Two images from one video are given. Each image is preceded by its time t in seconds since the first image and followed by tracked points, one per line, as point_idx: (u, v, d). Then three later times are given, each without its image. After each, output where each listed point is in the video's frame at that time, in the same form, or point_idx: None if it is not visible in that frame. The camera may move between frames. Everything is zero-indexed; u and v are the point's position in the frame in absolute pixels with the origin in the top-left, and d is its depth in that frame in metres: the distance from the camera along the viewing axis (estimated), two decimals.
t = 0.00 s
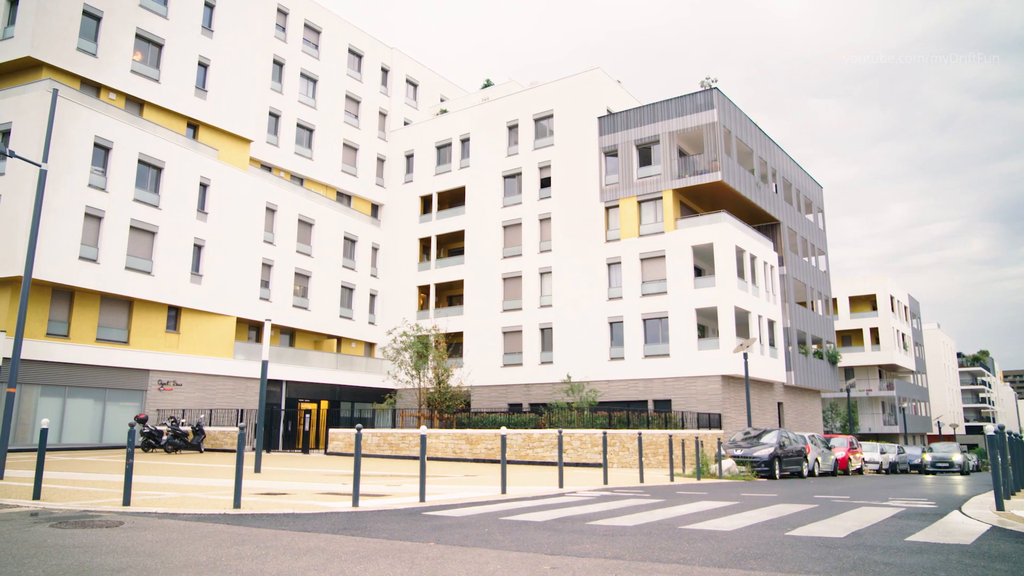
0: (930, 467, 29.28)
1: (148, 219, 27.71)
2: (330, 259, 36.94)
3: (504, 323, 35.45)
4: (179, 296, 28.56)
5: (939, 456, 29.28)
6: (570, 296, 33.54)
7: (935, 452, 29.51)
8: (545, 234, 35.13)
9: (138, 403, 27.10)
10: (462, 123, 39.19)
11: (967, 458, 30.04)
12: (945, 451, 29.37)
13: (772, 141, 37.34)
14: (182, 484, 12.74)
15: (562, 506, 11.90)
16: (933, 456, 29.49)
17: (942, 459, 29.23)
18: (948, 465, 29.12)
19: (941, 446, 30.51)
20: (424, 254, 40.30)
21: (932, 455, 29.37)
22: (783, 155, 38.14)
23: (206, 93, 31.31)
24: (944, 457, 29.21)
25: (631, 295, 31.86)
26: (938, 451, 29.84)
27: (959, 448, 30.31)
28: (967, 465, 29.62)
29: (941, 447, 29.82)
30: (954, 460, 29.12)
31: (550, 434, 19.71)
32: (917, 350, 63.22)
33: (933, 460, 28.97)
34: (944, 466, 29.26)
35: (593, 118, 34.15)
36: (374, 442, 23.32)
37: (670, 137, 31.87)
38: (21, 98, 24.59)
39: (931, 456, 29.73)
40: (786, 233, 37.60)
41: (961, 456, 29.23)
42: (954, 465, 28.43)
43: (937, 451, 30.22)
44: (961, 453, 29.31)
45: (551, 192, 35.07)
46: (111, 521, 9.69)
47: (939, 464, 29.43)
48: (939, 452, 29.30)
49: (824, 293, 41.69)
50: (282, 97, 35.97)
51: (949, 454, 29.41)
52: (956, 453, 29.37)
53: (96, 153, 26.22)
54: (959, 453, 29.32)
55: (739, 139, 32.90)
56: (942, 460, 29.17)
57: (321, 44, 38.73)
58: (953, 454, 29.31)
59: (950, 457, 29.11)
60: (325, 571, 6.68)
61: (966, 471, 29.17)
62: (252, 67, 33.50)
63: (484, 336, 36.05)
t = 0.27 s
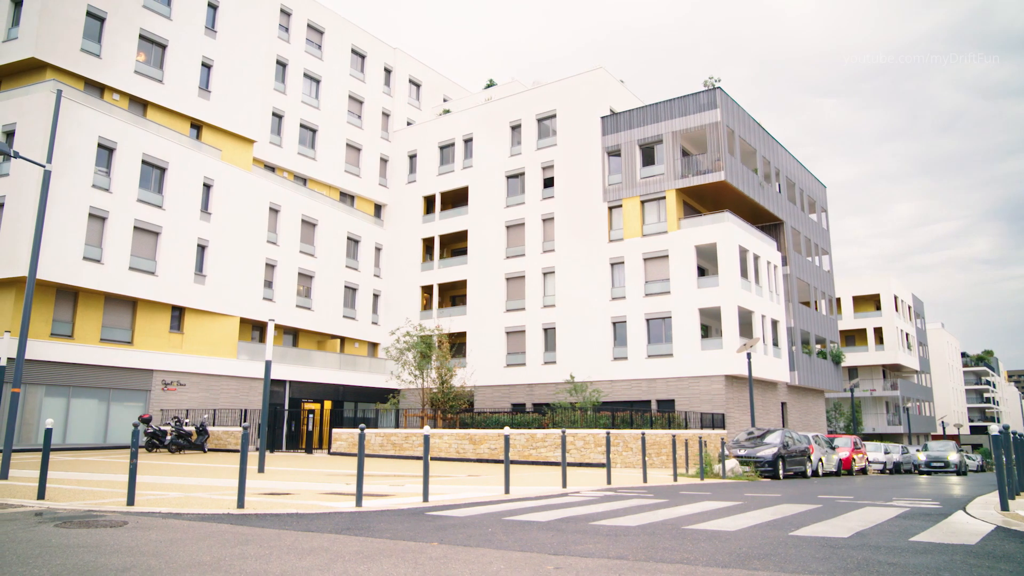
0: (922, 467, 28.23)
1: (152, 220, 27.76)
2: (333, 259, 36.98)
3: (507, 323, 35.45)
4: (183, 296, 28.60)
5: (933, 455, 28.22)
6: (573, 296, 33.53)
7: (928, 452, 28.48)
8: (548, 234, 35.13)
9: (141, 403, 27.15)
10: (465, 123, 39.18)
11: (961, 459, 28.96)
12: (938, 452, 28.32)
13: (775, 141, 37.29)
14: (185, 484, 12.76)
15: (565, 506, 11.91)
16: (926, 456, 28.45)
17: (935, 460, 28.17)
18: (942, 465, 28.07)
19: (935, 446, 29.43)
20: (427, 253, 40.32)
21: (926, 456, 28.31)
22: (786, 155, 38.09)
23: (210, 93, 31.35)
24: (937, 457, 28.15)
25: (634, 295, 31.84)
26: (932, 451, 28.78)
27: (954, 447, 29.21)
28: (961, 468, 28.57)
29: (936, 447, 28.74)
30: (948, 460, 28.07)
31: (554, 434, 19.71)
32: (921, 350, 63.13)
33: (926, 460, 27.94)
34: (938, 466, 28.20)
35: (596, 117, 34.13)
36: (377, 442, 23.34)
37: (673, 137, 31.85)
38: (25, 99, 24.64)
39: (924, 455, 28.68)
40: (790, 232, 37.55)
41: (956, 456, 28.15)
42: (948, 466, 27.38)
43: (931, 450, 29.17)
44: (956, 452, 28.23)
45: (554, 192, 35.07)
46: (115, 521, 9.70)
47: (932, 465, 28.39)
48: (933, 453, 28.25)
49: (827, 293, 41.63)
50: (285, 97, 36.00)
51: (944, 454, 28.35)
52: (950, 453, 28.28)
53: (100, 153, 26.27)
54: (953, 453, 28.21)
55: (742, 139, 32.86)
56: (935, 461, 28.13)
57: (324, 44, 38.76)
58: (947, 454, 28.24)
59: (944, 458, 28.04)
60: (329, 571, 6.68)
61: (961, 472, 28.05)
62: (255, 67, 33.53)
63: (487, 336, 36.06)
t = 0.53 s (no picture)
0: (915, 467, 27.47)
1: (157, 220, 27.83)
2: (338, 259, 37.02)
3: (512, 323, 35.45)
4: (188, 296, 28.67)
5: (926, 454, 27.44)
6: (578, 296, 33.51)
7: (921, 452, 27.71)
8: (553, 234, 35.12)
9: (147, 403, 27.24)
10: (469, 123, 39.19)
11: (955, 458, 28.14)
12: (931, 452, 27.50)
13: (780, 140, 37.19)
14: (192, 484, 12.79)
15: (571, 506, 11.90)
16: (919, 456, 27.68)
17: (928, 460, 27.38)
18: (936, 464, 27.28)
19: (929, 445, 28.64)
20: (431, 253, 40.35)
21: (919, 456, 27.54)
22: (791, 154, 37.98)
23: (215, 95, 31.43)
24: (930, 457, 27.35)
25: (639, 294, 31.81)
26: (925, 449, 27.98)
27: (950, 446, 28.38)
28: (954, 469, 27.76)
29: (930, 445, 27.94)
30: (942, 459, 27.28)
31: (558, 434, 19.70)
32: (928, 350, 62.94)
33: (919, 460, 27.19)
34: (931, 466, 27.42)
35: (600, 117, 34.12)
36: (382, 442, 23.36)
37: (678, 136, 31.80)
38: (31, 100, 24.73)
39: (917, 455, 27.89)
40: (795, 232, 37.46)
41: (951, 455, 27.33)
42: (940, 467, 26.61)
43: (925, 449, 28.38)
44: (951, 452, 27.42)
45: (558, 192, 35.06)
46: (121, 521, 9.73)
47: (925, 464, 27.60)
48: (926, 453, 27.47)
49: (833, 293, 41.52)
50: (290, 97, 36.04)
51: (938, 453, 27.55)
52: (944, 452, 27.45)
53: (105, 155, 26.35)
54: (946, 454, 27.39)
55: (747, 139, 32.80)
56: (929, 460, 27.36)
57: (329, 45, 38.80)
58: (942, 453, 27.44)
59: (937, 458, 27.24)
60: (335, 571, 6.68)
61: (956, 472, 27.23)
62: (259, 69, 33.61)
63: (492, 336, 36.07)
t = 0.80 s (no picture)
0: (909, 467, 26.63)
1: (165, 221, 27.93)
2: (345, 260, 37.10)
3: (519, 323, 35.45)
4: (196, 297, 28.77)
5: (921, 454, 26.55)
6: (584, 296, 33.48)
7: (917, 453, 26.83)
8: (559, 234, 35.12)
9: (156, 403, 27.35)
10: (475, 123, 39.21)
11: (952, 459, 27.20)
12: (927, 453, 26.59)
13: (788, 139, 37.07)
14: (199, 484, 12.82)
15: (578, 506, 11.88)
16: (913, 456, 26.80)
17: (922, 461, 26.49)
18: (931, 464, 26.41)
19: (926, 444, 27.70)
20: (438, 254, 40.39)
21: (913, 458, 26.67)
22: (799, 153, 37.86)
23: (222, 96, 31.53)
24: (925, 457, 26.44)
25: (646, 294, 31.76)
26: (921, 448, 27.08)
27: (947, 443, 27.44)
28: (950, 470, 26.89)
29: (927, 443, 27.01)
30: (937, 460, 26.40)
31: (565, 434, 19.68)
32: (936, 349, 62.64)
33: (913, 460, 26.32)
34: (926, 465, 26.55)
35: (607, 117, 34.09)
36: (390, 442, 23.39)
37: (684, 136, 31.74)
38: (40, 102, 24.86)
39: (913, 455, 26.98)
40: (803, 231, 37.34)
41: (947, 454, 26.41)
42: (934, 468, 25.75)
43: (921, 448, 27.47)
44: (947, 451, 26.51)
45: (565, 192, 35.04)
46: (130, 521, 9.76)
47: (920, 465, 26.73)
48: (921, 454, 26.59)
49: (841, 292, 41.37)
50: (297, 98, 36.13)
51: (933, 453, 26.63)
52: (939, 453, 26.50)
53: (114, 156, 26.47)
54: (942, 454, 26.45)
55: (754, 138, 32.70)
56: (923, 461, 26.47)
57: (335, 46, 38.88)
58: (937, 453, 26.53)
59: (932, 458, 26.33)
60: (342, 571, 6.68)
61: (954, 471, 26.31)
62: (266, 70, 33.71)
63: (498, 337, 36.08)
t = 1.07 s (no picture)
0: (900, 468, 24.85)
1: (173, 223, 28.04)
2: (352, 260, 37.16)
3: (525, 323, 35.45)
4: (204, 298, 28.86)
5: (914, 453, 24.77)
6: (591, 296, 33.45)
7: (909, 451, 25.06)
8: (566, 234, 35.09)
9: (164, 403, 27.45)
10: (482, 124, 39.24)
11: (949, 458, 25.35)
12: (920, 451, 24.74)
13: (795, 138, 36.95)
14: (208, 484, 12.85)
15: (586, 506, 11.88)
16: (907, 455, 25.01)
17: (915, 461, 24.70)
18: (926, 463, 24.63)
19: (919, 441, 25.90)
20: (445, 254, 40.43)
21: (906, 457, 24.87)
22: (806, 152, 37.74)
23: (229, 97, 31.63)
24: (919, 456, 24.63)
25: (653, 294, 31.71)
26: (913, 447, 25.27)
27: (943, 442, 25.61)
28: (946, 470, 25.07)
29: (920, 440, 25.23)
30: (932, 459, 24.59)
31: (573, 434, 19.67)
32: (945, 349, 62.33)
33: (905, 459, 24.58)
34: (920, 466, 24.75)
35: (613, 117, 34.05)
36: (397, 442, 23.41)
37: (691, 135, 31.67)
38: (49, 104, 24.99)
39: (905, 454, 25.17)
40: (810, 230, 37.21)
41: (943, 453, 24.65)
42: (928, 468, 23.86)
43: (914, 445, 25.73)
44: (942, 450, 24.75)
45: (571, 192, 35.03)
46: (139, 521, 9.79)
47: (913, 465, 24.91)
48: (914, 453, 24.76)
49: (849, 291, 41.22)
50: (303, 99, 36.22)
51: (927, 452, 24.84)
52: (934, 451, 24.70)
53: (122, 158, 26.59)
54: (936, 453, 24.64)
55: (761, 137, 32.61)
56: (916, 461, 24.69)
57: (342, 46, 38.96)
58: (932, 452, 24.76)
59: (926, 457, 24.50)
60: (350, 571, 6.68)
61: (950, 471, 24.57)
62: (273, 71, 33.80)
63: (505, 337, 36.09)
